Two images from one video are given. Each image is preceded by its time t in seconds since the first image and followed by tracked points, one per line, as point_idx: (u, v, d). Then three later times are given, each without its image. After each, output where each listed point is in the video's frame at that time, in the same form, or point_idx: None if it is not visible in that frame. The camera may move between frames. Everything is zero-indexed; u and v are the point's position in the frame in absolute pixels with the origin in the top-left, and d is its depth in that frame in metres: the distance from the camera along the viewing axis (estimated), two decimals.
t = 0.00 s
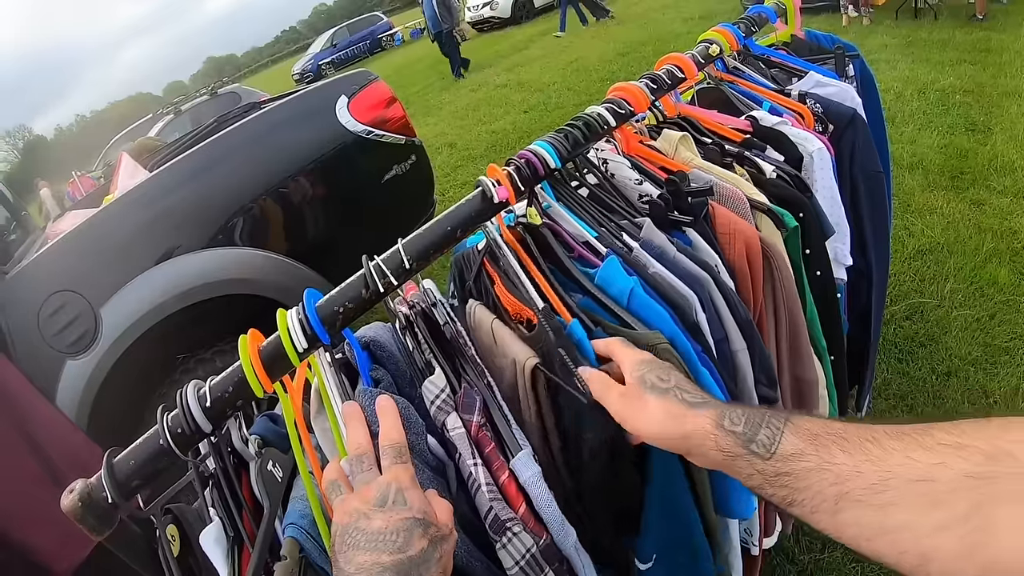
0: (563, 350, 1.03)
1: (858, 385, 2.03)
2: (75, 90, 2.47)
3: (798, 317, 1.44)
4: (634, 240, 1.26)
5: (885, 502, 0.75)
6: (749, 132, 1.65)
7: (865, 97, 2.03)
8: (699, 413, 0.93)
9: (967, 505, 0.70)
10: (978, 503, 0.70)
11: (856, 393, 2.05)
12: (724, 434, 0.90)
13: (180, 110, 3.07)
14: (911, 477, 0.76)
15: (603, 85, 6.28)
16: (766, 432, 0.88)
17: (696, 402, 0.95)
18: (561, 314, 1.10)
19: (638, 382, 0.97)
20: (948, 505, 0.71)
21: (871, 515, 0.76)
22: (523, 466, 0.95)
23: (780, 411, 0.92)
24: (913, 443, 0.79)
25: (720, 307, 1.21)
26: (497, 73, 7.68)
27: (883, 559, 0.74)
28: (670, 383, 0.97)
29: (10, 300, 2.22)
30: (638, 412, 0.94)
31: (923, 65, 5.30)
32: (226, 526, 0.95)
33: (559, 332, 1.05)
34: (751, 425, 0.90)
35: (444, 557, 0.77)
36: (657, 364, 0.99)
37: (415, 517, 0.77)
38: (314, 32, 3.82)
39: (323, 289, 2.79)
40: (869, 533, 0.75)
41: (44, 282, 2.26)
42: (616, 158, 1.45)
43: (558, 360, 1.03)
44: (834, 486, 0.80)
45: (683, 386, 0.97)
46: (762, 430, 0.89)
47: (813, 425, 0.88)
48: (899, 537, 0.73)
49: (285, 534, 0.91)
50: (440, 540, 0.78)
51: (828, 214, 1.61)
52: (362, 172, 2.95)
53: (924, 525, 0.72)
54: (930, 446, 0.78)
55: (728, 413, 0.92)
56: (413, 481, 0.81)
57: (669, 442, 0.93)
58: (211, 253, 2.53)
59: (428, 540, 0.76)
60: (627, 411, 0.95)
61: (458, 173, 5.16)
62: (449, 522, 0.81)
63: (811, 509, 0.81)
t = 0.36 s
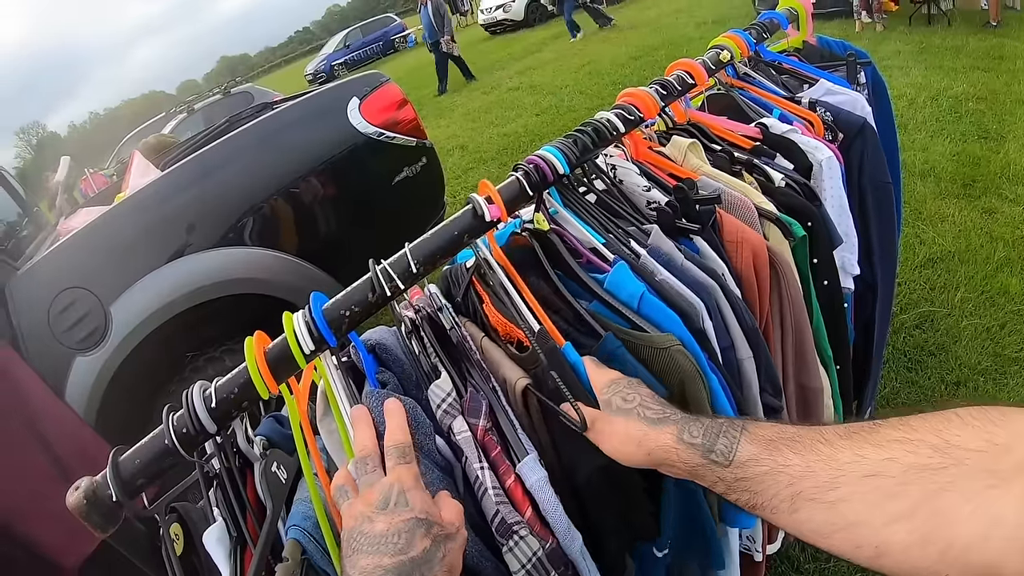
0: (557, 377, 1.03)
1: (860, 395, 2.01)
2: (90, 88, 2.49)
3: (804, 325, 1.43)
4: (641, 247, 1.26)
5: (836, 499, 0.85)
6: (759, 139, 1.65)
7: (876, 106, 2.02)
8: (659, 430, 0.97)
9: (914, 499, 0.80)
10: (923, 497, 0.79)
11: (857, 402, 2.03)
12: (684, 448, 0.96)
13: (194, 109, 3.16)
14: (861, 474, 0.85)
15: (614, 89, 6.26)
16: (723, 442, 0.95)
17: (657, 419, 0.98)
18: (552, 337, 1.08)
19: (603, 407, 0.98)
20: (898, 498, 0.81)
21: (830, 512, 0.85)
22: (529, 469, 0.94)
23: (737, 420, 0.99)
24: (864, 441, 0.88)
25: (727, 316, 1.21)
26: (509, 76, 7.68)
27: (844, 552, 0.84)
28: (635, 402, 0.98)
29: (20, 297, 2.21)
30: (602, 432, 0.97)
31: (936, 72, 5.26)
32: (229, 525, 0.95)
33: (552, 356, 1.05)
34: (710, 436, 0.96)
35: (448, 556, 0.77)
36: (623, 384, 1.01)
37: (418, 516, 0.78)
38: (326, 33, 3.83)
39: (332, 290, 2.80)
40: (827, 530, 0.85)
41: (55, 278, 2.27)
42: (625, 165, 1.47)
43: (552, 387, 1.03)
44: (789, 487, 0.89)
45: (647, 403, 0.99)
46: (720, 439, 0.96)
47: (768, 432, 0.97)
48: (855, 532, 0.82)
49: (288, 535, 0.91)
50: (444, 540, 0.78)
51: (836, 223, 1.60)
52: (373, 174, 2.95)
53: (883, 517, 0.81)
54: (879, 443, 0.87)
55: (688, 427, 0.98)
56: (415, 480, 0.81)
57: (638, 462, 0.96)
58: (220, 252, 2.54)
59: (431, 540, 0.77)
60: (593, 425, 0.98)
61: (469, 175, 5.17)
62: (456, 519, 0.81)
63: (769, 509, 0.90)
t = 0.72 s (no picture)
0: (600, 368, 1.02)
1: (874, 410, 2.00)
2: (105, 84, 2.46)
3: (821, 337, 1.42)
4: (662, 255, 1.25)
5: (885, 496, 0.81)
6: (778, 151, 1.64)
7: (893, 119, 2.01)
8: (711, 425, 0.99)
9: (960, 496, 0.76)
10: (970, 494, 0.75)
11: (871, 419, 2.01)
12: (736, 444, 0.97)
13: (208, 107, 3.21)
14: (909, 472, 0.81)
15: (628, 96, 6.26)
16: (776, 438, 0.95)
17: (710, 415, 1.00)
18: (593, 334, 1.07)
19: (655, 402, 1.00)
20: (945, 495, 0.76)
21: (878, 509, 0.81)
22: (539, 484, 0.93)
23: (787, 417, 0.98)
24: (910, 441, 0.85)
25: (748, 325, 1.20)
26: (522, 82, 7.70)
27: (892, 548, 0.80)
28: (686, 399, 1.01)
29: (30, 290, 2.24)
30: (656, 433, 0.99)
31: (952, 86, 5.24)
32: (238, 530, 0.95)
33: (594, 351, 1.03)
34: (763, 432, 0.96)
35: None
36: (673, 382, 1.03)
37: None
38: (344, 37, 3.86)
39: (343, 290, 2.80)
40: (875, 525, 0.81)
41: (67, 274, 2.29)
42: (644, 174, 1.46)
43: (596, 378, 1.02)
44: (839, 483, 0.86)
45: (698, 401, 1.01)
46: (773, 436, 0.95)
47: (820, 430, 0.94)
48: (903, 527, 0.78)
49: (296, 541, 0.92)
50: None
51: (854, 237, 1.59)
52: (387, 175, 2.95)
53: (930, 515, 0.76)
54: (926, 442, 0.83)
55: (741, 423, 0.99)
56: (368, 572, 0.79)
57: (690, 458, 0.99)
58: (232, 252, 2.55)
59: None
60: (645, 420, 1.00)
61: (482, 180, 5.17)
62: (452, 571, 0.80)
63: (819, 506, 0.87)
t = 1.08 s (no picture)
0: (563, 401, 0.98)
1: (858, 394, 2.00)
2: (83, 87, 2.43)
3: (803, 320, 1.41)
4: (637, 243, 1.23)
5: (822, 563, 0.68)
6: (753, 134, 1.63)
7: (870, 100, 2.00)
8: (608, 503, 0.85)
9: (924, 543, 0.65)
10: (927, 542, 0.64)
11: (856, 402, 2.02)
12: (640, 523, 0.84)
13: (184, 108, 3.11)
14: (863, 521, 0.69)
15: (606, 84, 6.24)
16: (684, 513, 0.82)
17: (602, 491, 0.85)
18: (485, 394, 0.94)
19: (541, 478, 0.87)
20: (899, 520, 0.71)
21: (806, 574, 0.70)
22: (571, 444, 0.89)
23: (696, 486, 0.85)
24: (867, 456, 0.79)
25: (728, 309, 1.19)
26: (500, 71, 7.65)
27: None
28: (575, 472, 0.85)
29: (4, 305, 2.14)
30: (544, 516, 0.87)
31: (928, 65, 5.26)
32: (214, 541, 0.94)
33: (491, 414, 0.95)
34: (667, 508, 0.83)
35: (541, 531, 0.68)
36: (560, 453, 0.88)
37: (521, 488, 0.68)
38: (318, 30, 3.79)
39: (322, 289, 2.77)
40: None
41: (42, 283, 2.22)
42: (618, 162, 1.45)
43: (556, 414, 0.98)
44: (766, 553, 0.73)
45: (587, 471, 0.86)
46: (680, 511, 0.82)
47: (733, 499, 0.81)
48: None
49: (273, 550, 0.89)
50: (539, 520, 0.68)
51: (834, 218, 1.58)
52: (363, 172, 2.91)
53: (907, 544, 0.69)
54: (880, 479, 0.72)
55: (640, 497, 0.85)
56: (524, 448, 0.72)
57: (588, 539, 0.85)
58: (210, 254, 2.51)
59: (530, 512, 0.67)
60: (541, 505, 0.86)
61: (461, 171, 5.15)
62: (552, 481, 0.72)
63: None
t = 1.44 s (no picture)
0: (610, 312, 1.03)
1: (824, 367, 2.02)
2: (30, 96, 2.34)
3: (764, 296, 1.41)
4: (589, 226, 1.21)
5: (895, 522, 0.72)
6: (705, 111, 1.62)
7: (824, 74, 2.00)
8: (689, 424, 0.89)
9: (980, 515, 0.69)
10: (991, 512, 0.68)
11: (822, 375, 2.04)
12: (720, 450, 0.87)
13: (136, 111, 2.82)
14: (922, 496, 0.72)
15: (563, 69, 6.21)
16: (766, 446, 0.84)
17: (688, 408, 0.90)
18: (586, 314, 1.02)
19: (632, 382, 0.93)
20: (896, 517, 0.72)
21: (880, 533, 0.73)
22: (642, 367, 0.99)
23: (782, 422, 0.87)
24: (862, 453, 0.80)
25: (684, 288, 1.18)
26: (455, 59, 7.56)
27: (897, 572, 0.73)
28: (666, 381, 0.93)
29: None
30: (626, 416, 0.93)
31: (882, 38, 5.31)
32: (168, 558, 0.90)
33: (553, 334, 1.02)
34: (751, 439, 0.86)
35: (490, 469, 0.83)
36: (654, 354, 0.95)
37: (486, 426, 0.86)
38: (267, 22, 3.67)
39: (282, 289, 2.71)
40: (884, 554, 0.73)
41: None
42: (565, 145, 1.41)
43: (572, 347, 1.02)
44: (840, 502, 0.76)
45: (677, 386, 0.93)
46: (762, 444, 0.85)
47: (818, 438, 0.84)
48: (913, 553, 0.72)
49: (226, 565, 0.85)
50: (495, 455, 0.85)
51: (790, 192, 1.58)
52: (318, 168, 2.86)
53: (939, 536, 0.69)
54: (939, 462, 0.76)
55: (723, 426, 0.88)
56: (498, 399, 0.90)
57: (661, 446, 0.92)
58: (167, 260, 2.44)
59: (486, 447, 0.84)
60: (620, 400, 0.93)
61: (418, 162, 5.08)
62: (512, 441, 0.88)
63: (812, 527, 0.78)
